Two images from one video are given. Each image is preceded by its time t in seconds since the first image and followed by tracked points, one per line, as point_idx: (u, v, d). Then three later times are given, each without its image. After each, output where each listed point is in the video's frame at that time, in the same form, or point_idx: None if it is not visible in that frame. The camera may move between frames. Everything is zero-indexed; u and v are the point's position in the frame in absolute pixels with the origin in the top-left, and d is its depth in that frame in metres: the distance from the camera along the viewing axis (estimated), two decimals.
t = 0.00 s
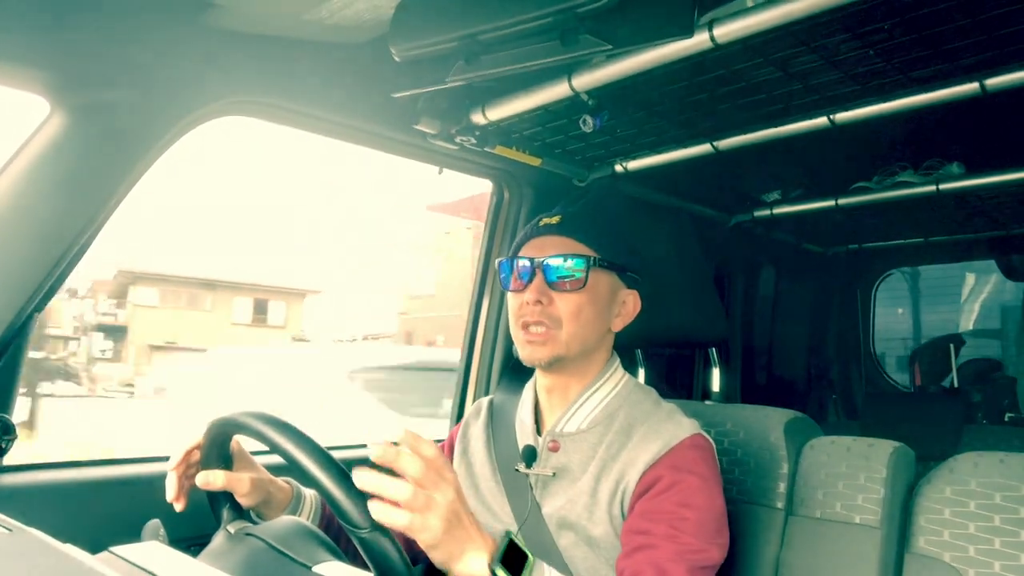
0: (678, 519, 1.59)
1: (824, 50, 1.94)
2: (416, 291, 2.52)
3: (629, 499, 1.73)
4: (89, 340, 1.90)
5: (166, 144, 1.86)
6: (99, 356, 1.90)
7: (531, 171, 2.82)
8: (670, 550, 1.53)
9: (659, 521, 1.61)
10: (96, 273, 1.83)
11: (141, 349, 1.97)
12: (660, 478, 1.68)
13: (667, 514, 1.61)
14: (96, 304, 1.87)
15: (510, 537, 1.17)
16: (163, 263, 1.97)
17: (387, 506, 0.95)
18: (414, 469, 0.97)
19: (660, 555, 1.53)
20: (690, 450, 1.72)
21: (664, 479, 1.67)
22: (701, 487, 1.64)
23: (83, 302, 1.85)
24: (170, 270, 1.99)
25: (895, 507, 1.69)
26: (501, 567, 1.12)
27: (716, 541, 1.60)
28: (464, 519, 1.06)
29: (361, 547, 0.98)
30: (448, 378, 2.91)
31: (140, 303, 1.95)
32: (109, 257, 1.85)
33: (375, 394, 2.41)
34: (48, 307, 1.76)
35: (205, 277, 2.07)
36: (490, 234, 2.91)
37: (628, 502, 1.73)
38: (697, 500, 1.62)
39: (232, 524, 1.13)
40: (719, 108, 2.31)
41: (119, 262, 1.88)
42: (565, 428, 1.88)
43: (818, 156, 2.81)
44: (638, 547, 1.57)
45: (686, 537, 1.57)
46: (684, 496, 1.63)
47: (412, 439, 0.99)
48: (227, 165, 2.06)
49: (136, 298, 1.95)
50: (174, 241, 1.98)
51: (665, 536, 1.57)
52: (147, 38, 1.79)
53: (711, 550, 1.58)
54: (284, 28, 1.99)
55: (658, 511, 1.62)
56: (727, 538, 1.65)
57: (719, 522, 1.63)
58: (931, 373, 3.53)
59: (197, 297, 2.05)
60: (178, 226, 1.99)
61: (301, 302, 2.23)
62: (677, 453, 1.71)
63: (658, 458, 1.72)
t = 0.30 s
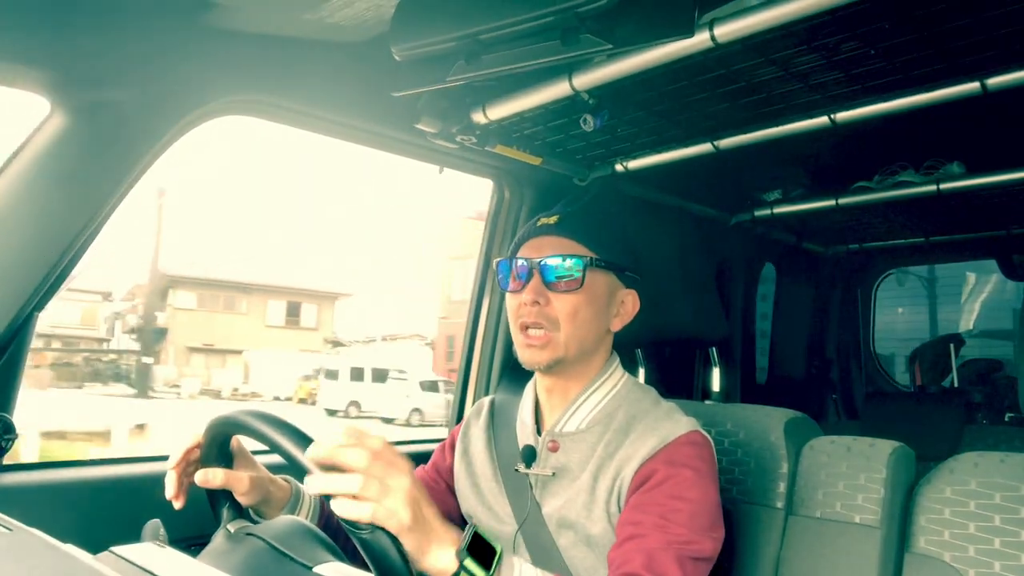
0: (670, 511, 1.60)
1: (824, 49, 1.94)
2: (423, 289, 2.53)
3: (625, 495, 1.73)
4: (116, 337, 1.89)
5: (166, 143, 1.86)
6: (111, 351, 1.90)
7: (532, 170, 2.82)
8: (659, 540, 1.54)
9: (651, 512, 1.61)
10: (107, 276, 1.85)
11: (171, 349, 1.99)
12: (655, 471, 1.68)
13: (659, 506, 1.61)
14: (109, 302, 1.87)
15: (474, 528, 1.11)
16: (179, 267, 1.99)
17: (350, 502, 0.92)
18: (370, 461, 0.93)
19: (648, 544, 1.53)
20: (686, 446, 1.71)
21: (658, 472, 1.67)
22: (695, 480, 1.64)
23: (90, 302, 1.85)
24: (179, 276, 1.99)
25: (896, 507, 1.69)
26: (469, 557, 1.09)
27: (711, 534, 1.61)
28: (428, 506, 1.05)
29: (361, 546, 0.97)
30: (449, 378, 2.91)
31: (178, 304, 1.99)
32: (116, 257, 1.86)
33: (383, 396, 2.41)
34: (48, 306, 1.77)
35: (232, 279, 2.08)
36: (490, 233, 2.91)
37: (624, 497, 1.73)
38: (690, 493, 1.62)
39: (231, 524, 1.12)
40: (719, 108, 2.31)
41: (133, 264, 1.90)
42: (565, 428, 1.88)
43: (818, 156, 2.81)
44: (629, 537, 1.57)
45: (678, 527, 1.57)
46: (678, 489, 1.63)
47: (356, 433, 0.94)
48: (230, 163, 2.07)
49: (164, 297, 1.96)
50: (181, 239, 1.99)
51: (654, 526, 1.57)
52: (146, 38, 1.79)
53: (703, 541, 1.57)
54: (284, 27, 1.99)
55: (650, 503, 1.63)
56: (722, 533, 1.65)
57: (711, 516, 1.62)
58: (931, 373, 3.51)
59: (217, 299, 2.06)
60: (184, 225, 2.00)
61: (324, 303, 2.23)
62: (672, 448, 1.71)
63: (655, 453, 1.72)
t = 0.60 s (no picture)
0: (672, 510, 1.60)
1: (825, 49, 1.94)
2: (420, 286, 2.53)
3: (626, 493, 1.73)
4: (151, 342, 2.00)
5: (165, 143, 1.86)
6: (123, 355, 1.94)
7: (532, 170, 2.82)
8: (663, 541, 1.54)
9: (653, 512, 1.62)
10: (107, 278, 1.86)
11: (203, 348, 2.10)
12: (656, 469, 1.69)
13: (661, 504, 1.62)
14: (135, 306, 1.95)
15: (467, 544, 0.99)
16: (180, 270, 2.01)
17: (361, 511, 0.95)
18: (372, 471, 0.98)
19: (653, 545, 1.54)
20: (687, 444, 1.71)
21: (660, 470, 1.68)
22: (698, 477, 1.64)
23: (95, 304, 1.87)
24: (178, 277, 2.00)
25: (895, 507, 1.69)
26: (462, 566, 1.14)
27: (714, 532, 1.60)
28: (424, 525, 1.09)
29: (368, 554, 0.99)
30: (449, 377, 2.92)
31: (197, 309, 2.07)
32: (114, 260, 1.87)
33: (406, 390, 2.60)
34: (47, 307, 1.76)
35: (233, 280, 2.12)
36: (490, 232, 2.90)
37: (626, 495, 1.73)
38: (692, 491, 1.62)
39: (232, 519, 1.12)
40: (720, 107, 2.31)
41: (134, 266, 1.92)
42: (566, 426, 1.87)
43: (818, 155, 2.81)
44: (632, 538, 1.59)
45: (680, 527, 1.57)
46: (680, 486, 1.63)
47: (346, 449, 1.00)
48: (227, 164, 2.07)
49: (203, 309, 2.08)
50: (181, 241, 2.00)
51: (658, 527, 1.58)
52: (146, 37, 1.79)
53: (707, 540, 1.58)
54: (284, 27, 1.99)
55: (653, 502, 1.63)
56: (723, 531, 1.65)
57: (715, 513, 1.63)
58: (931, 373, 3.51)
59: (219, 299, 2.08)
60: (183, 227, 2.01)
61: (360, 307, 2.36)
62: (673, 446, 1.71)
63: (655, 452, 1.72)
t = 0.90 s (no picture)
0: (673, 512, 1.60)
1: (823, 50, 1.94)
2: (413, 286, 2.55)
3: (627, 494, 1.73)
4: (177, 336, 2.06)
5: (166, 144, 1.86)
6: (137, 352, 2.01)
7: (532, 172, 2.83)
8: (664, 543, 1.55)
9: (654, 514, 1.62)
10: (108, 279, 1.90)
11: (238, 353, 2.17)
12: (657, 472, 1.69)
13: (662, 506, 1.62)
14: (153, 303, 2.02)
15: (467, 549, 0.99)
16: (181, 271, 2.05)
17: (365, 516, 0.95)
18: (375, 476, 0.98)
19: (655, 548, 1.54)
20: (689, 445, 1.72)
21: (661, 472, 1.68)
22: (698, 479, 1.65)
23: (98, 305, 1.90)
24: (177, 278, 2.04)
25: (895, 506, 1.69)
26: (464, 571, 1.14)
27: (713, 533, 1.61)
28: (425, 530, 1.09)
29: (370, 558, 1.00)
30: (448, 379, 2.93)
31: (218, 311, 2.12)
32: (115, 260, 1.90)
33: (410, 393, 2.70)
34: (46, 309, 1.76)
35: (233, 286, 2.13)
36: (490, 232, 2.90)
37: (627, 496, 1.73)
38: (693, 493, 1.62)
39: (231, 517, 1.12)
40: (719, 108, 2.31)
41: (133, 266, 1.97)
42: (566, 427, 1.87)
43: (818, 156, 2.81)
44: (633, 540, 1.58)
45: (681, 529, 1.58)
46: (681, 489, 1.63)
47: (349, 455, 0.99)
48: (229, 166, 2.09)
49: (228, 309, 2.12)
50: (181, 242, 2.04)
51: (659, 529, 1.58)
52: (146, 38, 1.79)
53: (707, 541, 1.58)
54: (283, 28, 1.99)
55: (653, 504, 1.63)
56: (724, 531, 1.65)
57: (715, 514, 1.63)
58: (931, 373, 3.51)
59: (220, 301, 2.10)
60: (181, 228, 2.04)
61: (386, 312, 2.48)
62: (675, 447, 1.71)
63: (657, 453, 1.72)
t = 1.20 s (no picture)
0: (678, 516, 1.60)
1: (824, 50, 1.94)
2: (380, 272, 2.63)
3: (630, 497, 1.73)
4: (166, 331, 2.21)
5: (168, 144, 1.86)
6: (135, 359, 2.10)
7: (533, 172, 2.83)
8: (670, 547, 1.54)
9: (658, 518, 1.61)
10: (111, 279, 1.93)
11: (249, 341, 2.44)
12: (661, 476, 1.69)
13: (666, 510, 1.62)
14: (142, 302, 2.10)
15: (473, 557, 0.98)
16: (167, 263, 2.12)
17: (373, 527, 0.94)
18: (382, 487, 0.97)
19: (660, 553, 1.54)
20: (693, 448, 1.71)
21: (665, 475, 1.68)
22: (702, 483, 1.64)
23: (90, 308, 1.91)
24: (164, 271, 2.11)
25: (897, 509, 1.68)
26: None
27: (718, 537, 1.61)
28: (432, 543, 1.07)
29: (376, 568, 0.98)
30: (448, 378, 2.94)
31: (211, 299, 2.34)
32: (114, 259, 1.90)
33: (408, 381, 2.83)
34: (48, 309, 1.76)
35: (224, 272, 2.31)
36: (490, 232, 2.91)
37: (630, 499, 1.73)
38: (697, 497, 1.62)
39: (232, 515, 1.13)
40: (719, 109, 2.31)
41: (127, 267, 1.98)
42: (570, 428, 1.87)
43: (820, 157, 2.81)
44: (638, 545, 1.58)
45: (686, 533, 1.58)
46: (685, 493, 1.63)
47: (358, 464, 0.99)
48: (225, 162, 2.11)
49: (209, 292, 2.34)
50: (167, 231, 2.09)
51: (663, 533, 1.58)
52: (148, 38, 1.79)
53: (712, 545, 1.58)
54: (285, 28, 1.98)
55: (658, 508, 1.63)
56: (728, 536, 1.65)
57: (720, 519, 1.63)
58: (931, 375, 3.53)
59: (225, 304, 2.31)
60: (170, 216, 2.09)
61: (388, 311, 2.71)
62: (679, 450, 1.71)
63: (662, 456, 1.72)
